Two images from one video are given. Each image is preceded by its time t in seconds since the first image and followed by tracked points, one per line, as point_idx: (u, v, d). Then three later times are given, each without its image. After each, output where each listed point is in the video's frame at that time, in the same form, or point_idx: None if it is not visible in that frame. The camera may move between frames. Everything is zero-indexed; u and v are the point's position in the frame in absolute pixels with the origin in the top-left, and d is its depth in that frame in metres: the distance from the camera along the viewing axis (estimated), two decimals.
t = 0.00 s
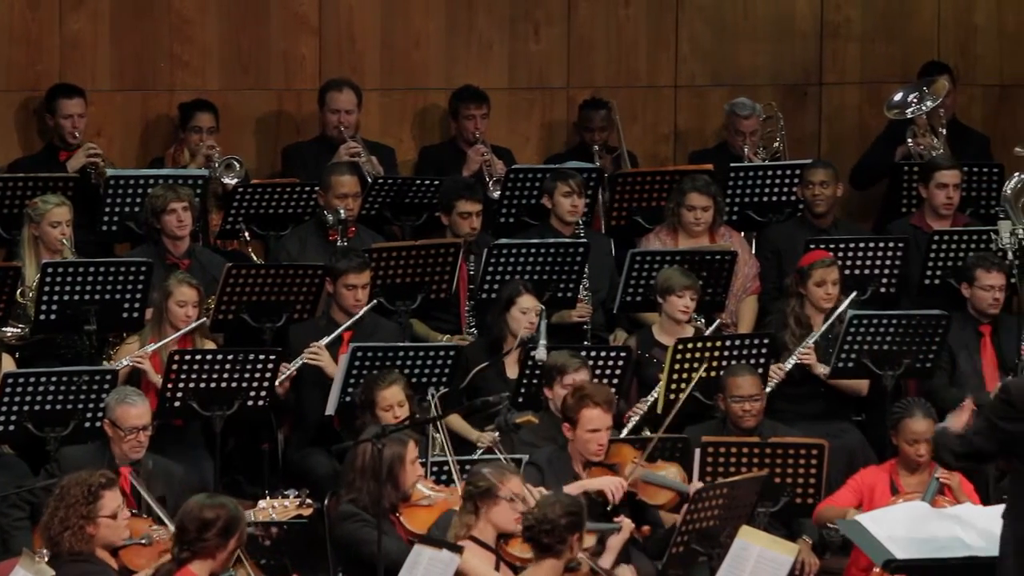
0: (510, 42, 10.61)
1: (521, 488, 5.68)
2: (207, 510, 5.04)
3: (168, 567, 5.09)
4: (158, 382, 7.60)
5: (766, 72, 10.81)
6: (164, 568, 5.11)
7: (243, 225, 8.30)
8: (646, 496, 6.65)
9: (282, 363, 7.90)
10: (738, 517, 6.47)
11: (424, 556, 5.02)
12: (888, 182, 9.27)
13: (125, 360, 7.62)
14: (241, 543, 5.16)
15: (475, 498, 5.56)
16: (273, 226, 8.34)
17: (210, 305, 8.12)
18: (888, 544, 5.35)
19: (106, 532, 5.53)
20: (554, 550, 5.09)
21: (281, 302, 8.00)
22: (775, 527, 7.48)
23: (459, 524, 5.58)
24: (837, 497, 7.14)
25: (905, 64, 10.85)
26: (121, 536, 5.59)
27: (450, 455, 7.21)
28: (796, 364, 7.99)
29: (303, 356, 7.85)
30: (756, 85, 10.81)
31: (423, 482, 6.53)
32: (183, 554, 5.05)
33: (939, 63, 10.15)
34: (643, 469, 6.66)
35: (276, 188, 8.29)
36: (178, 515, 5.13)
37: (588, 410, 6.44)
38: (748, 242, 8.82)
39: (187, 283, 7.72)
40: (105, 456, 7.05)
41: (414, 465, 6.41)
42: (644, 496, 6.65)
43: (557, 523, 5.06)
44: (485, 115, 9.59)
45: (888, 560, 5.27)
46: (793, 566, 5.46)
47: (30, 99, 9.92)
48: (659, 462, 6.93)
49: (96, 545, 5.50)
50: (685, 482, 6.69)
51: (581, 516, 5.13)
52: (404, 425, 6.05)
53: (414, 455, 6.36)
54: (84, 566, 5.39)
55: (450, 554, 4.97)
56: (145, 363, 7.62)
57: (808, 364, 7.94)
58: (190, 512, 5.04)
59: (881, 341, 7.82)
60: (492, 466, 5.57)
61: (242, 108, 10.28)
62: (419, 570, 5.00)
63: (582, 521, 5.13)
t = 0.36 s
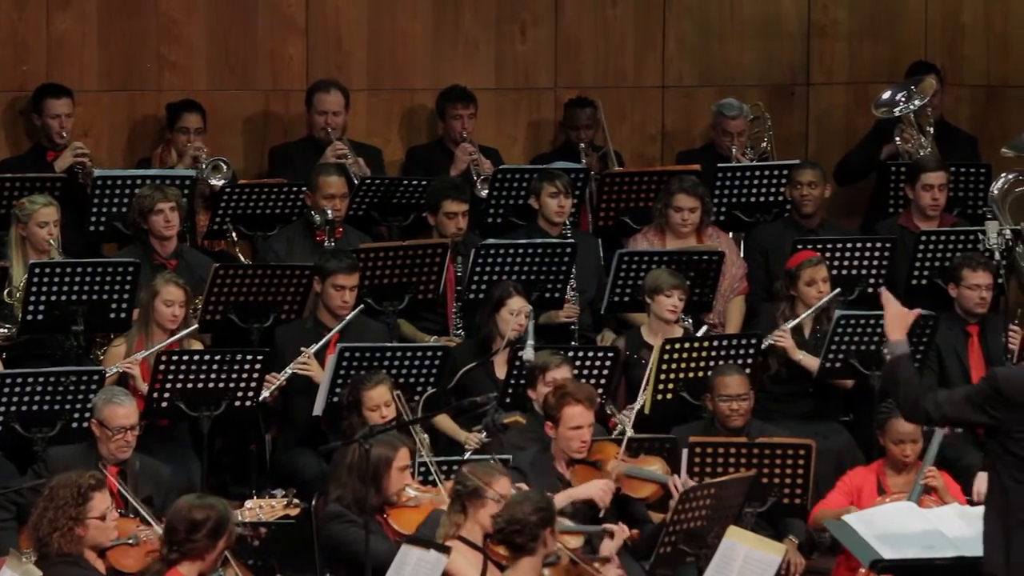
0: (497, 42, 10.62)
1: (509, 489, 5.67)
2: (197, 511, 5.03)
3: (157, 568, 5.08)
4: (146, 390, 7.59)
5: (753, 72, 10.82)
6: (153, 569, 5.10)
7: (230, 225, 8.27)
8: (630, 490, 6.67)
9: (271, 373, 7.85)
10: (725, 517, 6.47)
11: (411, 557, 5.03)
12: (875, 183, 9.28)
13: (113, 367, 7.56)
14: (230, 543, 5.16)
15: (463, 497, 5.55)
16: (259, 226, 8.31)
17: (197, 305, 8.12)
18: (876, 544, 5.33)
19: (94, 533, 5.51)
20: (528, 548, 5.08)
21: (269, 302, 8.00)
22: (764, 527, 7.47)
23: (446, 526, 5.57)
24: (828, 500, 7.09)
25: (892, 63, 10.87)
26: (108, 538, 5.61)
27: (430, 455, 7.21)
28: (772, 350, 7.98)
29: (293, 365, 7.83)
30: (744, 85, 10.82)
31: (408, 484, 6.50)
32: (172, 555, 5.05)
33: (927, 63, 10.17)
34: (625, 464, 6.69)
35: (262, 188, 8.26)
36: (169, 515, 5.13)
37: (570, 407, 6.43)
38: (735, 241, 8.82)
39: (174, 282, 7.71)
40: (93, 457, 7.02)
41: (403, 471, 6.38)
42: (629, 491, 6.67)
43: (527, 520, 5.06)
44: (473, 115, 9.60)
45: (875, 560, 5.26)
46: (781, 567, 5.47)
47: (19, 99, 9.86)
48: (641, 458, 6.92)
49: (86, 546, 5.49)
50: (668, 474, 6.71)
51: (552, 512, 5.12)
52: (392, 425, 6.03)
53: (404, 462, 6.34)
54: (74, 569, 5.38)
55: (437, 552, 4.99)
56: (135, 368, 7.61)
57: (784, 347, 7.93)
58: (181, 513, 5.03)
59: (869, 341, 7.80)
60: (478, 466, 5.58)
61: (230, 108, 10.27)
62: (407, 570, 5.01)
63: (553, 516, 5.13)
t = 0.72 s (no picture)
0: (486, 41, 10.62)
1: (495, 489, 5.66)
2: (168, 513, 4.97)
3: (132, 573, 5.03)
4: (134, 392, 7.55)
5: (742, 72, 10.84)
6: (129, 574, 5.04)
7: (219, 226, 8.30)
8: (611, 487, 6.65)
9: (260, 380, 7.83)
10: (714, 517, 6.45)
11: (400, 557, 4.97)
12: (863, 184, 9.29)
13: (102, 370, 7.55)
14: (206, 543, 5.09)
15: (447, 498, 5.54)
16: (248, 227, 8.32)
17: (186, 305, 8.12)
18: (863, 545, 5.36)
19: (77, 533, 5.50)
20: (498, 549, 4.97)
21: (257, 302, 8.00)
22: (752, 528, 7.46)
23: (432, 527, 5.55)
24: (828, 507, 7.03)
25: (881, 64, 10.88)
26: (93, 536, 5.55)
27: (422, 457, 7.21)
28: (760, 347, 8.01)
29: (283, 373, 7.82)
30: (733, 86, 10.83)
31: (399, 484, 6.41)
32: (147, 559, 4.99)
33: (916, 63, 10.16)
34: (605, 461, 6.67)
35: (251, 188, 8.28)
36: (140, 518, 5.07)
37: (552, 405, 6.41)
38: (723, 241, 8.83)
39: (164, 281, 7.70)
40: (81, 456, 7.03)
41: (397, 474, 6.33)
42: (609, 488, 6.65)
43: (498, 520, 4.95)
44: (462, 116, 9.60)
45: (863, 561, 5.28)
46: (769, 567, 5.48)
47: (7, 99, 9.87)
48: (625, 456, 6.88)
49: (69, 547, 5.49)
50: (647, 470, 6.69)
51: (524, 510, 5.00)
52: (380, 425, 6.02)
53: (398, 465, 6.30)
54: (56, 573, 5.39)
55: (426, 554, 4.92)
56: (122, 372, 7.57)
57: (768, 340, 7.97)
58: (151, 515, 4.97)
59: (858, 341, 7.80)
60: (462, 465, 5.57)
61: (219, 108, 10.27)
62: (396, 570, 4.96)
63: (525, 514, 5.00)
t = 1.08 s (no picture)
0: (479, 41, 10.63)
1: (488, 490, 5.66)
2: (151, 514, 5.08)
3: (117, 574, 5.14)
4: (126, 391, 7.55)
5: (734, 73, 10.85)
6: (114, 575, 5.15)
7: (210, 226, 8.33)
8: (601, 480, 6.58)
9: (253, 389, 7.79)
10: (706, 517, 6.46)
11: (392, 557, 4.97)
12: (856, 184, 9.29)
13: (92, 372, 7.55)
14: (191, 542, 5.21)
15: (437, 498, 5.55)
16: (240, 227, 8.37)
17: (179, 305, 8.10)
18: (856, 545, 5.34)
19: (65, 533, 5.51)
20: (481, 549, 4.96)
21: (249, 303, 8.00)
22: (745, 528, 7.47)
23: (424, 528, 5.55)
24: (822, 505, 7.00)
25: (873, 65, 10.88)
26: (82, 536, 5.56)
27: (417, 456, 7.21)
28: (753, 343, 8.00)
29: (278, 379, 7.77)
30: (725, 87, 10.85)
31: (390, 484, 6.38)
32: (132, 561, 5.09)
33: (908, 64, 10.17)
34: (596, 454, 6.59)
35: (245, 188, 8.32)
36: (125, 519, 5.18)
37: (543, 398, 6.47)
38: (716, 242, 8.84)
39: (155, 282, 7.70)
40: (72, 457, 7.03)
41: (388, 473, 6.34)
42: (599, 481, 6.57)
43: (479, 520, 4.94)
44: (454, 116, 9.60)
45: (856, 561, 5.26)
46: (762, 567, 5.48)
47: None
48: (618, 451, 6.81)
49: (57, 547, 5.50)
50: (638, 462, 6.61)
51: (507, 510, 4.99)
52: (371, 424, 6.01)
53: (388, 463, 6.31)
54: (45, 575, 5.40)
55: (418, 554, 4.91)
56: (113, 373, 7.58)
57: (761, 338, 7.95)
58: (135, 517, 5.07)
59: (849, 342, 7.81)
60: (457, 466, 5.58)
61: (211, 108, 10.26)
62: (388, 571, 4.95)
63: (508, 513, 4.99)
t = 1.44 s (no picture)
0: (469, 42, 10.64)
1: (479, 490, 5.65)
2: (149, 514, 5.15)
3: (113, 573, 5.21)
4: (116, 388, 7.57)
5: (724, 74, 10.86)
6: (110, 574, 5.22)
7: (202, 226, 8.30)
8: (604, 498, 6.52)
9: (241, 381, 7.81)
10: (698, 518, 6.44)
11: (383, 558, 5.00)
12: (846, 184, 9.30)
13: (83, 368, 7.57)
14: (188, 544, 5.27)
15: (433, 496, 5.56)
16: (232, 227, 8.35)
17: (169, 305, 8.11)
18: (847, 545, 5.35)
19: (58, 536, 5.52)
20: (474, 545, 5.05)
21: (239, 304, 7.98)
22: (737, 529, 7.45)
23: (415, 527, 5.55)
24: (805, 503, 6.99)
25: (864, 65, 10.88)
26: (74, 539, 5.57)
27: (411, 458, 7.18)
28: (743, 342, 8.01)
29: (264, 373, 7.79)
30: (715, 87, 10.86)
31: (379, 484, 6.42)
32: (128, 559, 5.17)
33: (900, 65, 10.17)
34: (602, 471, 6.56)
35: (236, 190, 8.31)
36: (123, 519, 5.25)
37: (555, 408, 6.38)
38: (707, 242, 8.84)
39: (146, 284, 7.74)
40: (64, 458, 7.03)
41: (372, 468, 6.33)
42: (601, 500, 6.52)
43: (471, 517, 5.03)
44: (445, 117, 9.60)
45: (847, 561, 5.27)
46: (753, 568, 5.50)
47: None
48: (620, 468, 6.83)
49: (49, 550, 5.50)
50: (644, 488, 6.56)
51: (497, 508, 5.09)
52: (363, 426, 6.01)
53: (372, 458, 6.30)
54: None
55: (409, 556, 4.94)
56: (105, 372, 7.58)
57: (752, 339, 7.96)
58: (132, 518, 5.14)
59: (840, 342, 7.81)
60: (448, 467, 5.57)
61: (202, 109, 10.27)
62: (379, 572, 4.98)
63: (499, 511, 5.09)
